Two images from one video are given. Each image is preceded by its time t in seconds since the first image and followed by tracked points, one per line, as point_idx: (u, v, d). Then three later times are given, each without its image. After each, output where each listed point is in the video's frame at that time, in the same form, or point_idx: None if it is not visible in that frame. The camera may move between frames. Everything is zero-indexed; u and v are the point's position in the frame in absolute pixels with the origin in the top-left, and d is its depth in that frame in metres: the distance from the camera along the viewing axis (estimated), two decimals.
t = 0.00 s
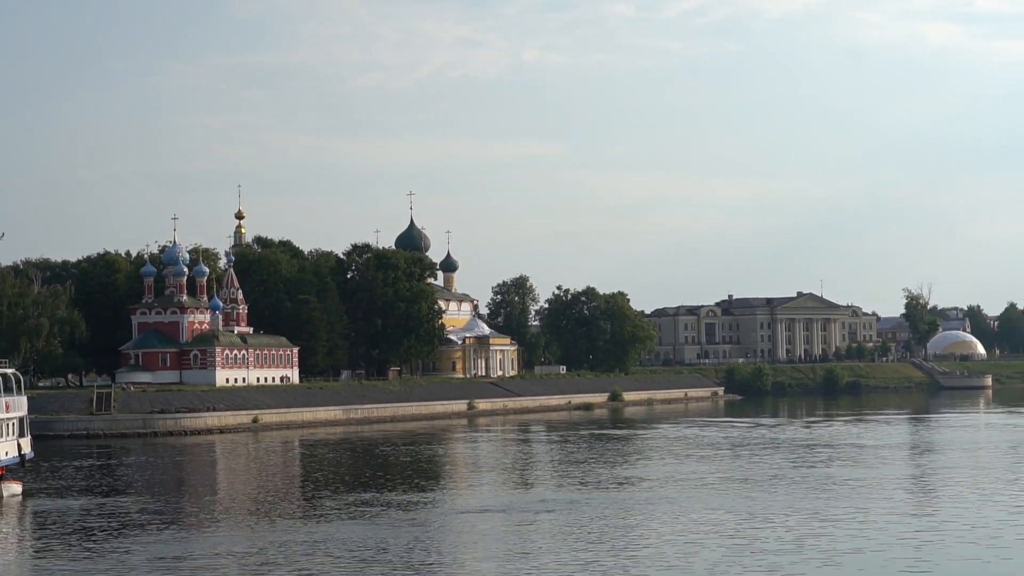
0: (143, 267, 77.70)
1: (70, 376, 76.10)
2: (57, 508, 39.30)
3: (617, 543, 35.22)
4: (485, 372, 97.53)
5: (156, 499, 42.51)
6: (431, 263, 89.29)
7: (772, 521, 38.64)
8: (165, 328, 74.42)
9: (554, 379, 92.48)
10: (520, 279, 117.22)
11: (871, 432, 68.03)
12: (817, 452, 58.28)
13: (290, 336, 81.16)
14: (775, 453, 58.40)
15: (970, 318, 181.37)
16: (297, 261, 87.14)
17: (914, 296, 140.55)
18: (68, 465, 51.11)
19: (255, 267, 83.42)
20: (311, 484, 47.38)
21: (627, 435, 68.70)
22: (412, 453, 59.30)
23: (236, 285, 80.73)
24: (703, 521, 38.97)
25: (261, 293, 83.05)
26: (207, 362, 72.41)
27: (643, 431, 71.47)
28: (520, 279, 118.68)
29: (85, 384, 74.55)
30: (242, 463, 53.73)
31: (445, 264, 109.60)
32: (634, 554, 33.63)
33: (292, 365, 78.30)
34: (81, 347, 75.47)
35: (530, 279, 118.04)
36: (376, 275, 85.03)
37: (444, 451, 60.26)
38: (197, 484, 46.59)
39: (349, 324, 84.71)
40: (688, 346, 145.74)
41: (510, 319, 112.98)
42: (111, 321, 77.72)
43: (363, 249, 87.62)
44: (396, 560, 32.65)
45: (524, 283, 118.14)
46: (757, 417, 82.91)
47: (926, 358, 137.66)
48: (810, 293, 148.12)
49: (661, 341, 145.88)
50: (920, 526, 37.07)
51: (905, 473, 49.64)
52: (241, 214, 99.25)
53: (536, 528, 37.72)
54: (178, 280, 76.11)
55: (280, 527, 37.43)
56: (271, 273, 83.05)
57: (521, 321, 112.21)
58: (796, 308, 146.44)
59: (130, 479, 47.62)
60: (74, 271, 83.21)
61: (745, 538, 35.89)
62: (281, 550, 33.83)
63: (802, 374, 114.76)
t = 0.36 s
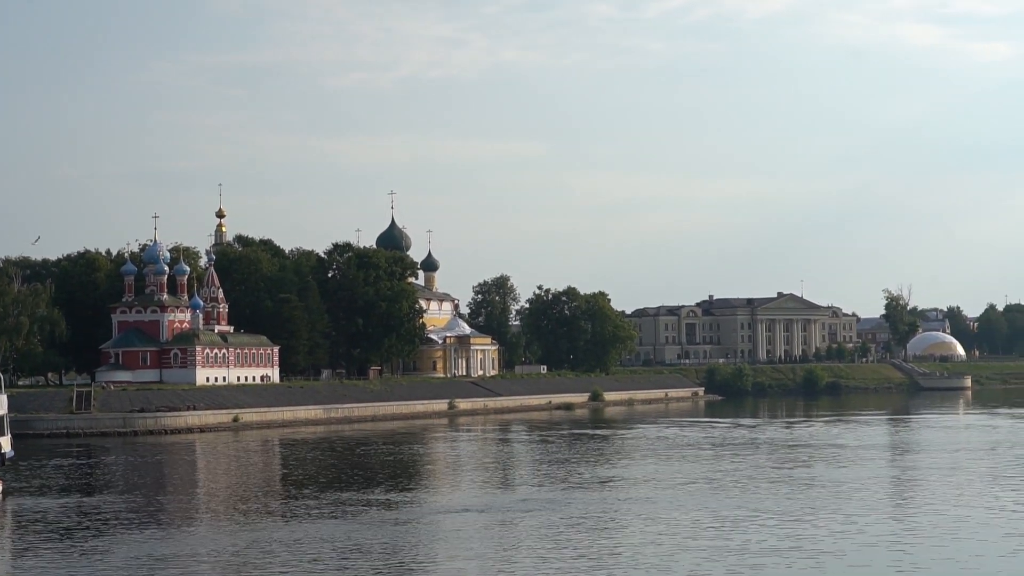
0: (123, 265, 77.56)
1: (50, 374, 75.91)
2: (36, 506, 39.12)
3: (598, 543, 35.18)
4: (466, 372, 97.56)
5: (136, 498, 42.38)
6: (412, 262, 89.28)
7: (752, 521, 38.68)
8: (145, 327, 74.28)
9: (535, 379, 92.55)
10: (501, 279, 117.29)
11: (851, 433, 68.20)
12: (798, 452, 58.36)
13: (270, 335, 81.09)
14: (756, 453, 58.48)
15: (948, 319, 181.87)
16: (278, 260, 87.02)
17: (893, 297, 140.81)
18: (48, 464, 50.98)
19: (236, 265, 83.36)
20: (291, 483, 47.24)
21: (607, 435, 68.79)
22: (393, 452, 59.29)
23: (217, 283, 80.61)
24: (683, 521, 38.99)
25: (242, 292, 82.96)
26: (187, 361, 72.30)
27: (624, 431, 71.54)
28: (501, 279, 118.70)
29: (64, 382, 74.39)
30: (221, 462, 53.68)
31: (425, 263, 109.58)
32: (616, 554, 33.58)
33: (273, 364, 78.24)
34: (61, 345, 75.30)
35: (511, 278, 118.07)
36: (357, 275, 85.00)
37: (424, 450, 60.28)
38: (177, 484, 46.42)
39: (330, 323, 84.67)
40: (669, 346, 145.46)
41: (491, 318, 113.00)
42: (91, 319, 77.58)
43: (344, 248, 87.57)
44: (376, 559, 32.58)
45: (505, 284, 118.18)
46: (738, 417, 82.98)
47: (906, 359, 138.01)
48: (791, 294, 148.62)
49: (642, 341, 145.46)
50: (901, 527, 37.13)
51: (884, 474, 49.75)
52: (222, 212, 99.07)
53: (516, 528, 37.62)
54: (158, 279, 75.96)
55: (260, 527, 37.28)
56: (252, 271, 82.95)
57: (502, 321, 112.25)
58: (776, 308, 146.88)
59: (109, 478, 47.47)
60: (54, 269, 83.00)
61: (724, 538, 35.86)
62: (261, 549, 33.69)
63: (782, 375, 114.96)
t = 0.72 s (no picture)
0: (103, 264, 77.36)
1: (30, 372, 75.69)
2: (16, 506, 38.90)
3: (580, 544, 35.06)
4: (448, 370, 97.51)
5: (117, 497, 42.17)
6: (394, 261, 89.19)
7: (734, 521, 38.62)
8: (127, 326, 74.12)
9: (517, 378, 92.51)
10: (483, 278, 117.26)
11: (832, 433, 68.22)
12: (780, 452, 58.38)
13: (252, 334, 80.95)
14: (739, 453, 58.47)
15: (929, 319, 182.13)
16: (260, 259, 86.87)
17: (875, 297, 140.96)
18: (29, 463, 50.80)
19: (217, 264, 83.21)
20: (273, 483, 47.06)
21: (588, 434, 68.76)
22: (376, 452, 59.18)
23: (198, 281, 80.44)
24: (664, 521, 38.93)
25: (224, 290, 82.82)
26: (169, 360, 72.13)
27: (606, 431, 71.48)
28: (483, 278, 118.62)
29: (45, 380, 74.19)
30: (202, 461, 53.51)
31: (408, 262, 109.49)
32: (597, 554, 33.50)
33: (254, 363, 78.09)
34: (42, 344, 75.08)
35: (493, 278, 118.01)
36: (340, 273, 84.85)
37: (405, 450, 60.16)
38: (158, 483, 46.21)
39: (312, 322, 84.53)
40: (651, 346, 145.03)
41: (473, 318, 112.93)
42: (72, 318, 77.37)
43: (326, 247, 87.45)
44: (357, 559, 32.42)
45: (487, 283, 118.13)
46: (720, 417, 83.02)
47: (887, 359, 138.20)
48: (773, 294, 148.92)
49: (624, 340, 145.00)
50: (882, 527, 37.10)
51: (866, 474, 49.77)
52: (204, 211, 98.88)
53: (498, 529, 37.48)
54: (139, 277, 75.79)
55: (242, 527, 37.10)
56: (234, 270, 82.79)
57: (484, 320, 112.20)
58: (759, 308, 147.14)
59: (90, 477, 47.25)
60: (35, 267, 82.78)
61: (705, 538, 35.80)
62: (241, 549, 33.49)
63: (764, 374, 115.03)
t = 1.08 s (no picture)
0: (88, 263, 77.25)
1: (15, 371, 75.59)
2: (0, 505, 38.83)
3: (567, 542, 35.03)
4: (433, 369, 97.51)
5: (102, 496, 42.15)
6: (379, 260, 89.16)
7: (719, 520, 38.55)
8: (111, 325, 74.05)
9: (502, 377, 92.56)
10: (467, 277, 117.29)
11: (816, 431, 68.34)
12: (767, 451, 58.46)
13: (236, 332, 80.89)
14: (724, 451, 58.52)
15: (912, 318, 182.42)
16: (244, 257, 86.78)
17: (859, 296, 141.14)
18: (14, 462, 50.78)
19: (202, 263, 83.15)
20: (258, 481, 46.99)
21: (573, 433, 68.86)
22: (360, 450, 59.14)
23: (183, 280, 80.34)
24: (651, 519, 38.93)
25: (208, 289, 82.76)
26: (154, 358, 72.06)
27: (589, 429, 71.58)
28: (468, 276, 118.67)
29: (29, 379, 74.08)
30: (187, 459, 53.48)
31: (392, 260, 109.47)
32: (583, 552, 33.47)
33: (239, 361, 78.04)
34: (26, 342, 74.98)
35: (478, 275, 118.05)
36: (324, 272, 84.83)
37: (390, 448, 60.16)
38: (143, 482, 46.13)
39: (297, 321, 84.47)
40: (635, 344, 145.06)
41: (457, 315, 112.94)
42: (56, 316, 77.24)
43: (310, 245, 87.45)
44: (342, 558, 32.36)
45: (472, 281, 118.18)
46: (704, 415, 83.09)
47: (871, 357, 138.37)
48: (758, 292, 149.20)
49: (608, 339, 145.14)
50: (868, 526, 37.12)
51: (850, 472, 49.85)
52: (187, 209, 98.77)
53: (483, 528, 37.46)
54: (124, 276, 75.67)
55: (227, 526, 37.03)
56: (218, 269, 82.77)
57: (469, 318, 112.24)
58: (742, 307, 147.43)
59: (74, 475, 47.22)
60: (19, 266, 82.65)
61: (692, 537, 35.78)
62: (225, 549, 33.41)
63: (748, 373, 115.17)
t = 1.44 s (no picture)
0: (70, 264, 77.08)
1: None
2: None
3: (550, 544, 35.02)
4: (416, 371, 97.43)
5: (86, 498, 42.14)
6: (362, 261, 89.04)
7: (702, 521, 38.59)
8: (94, 326, 73.88)
9: (486, 378, 92.52)
10: (450, 278, 117.27)
11: (800, 433, 68.38)
12: (751, 453, 58.46)
13: (219, 334, 80.75)
14: (708, 453, 58.52)
15: (895, 320, 182.70)
16: (226, 259, 86.66)
17: (841, 297, 141.28)
18: None
19: (184, 265, 83.02)
20: (242, 483, 46.98)
21: (556, 434, 68.91)
22: (344, 452, 59.18)
23: (166, 282, 80.17)
24: (635, 520, 38.93)
25: (191, 291, 82.63)
26: (136, 360, 71.90)
27: (573, 430, 71.59)
28: (450, 278, 118.64)
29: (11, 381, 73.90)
30: (170, 461, 53.44)
31: (375, 262, 109.36)
32: (566, 554, 33.44)
33: (222, 363, 77.90)
34: (8, 344, 74.78)
35: (461, 277, 118.01)
36: (307, 273, 84.78)
37: (374, 450, 60.20)
38: (126, 484, 46.09)
39: (280, 322, 84.35)
40: (618, 346, 145.02)
41: (440, 317, 112.92)
42: (38, 318, 77.06)
43: (293, 247, 87.36)
44: (325, 560, 32.34)
45: (455, 283, 118.11)
46: (687, 417, 83.14)
47: (853, 358, 138.60)
48: (741, 293, 149.35)
49: (591, 340, 145.16)
50: (852, 527, 37.12)
51: (833, 474, 49.86)
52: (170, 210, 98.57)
53: (465, 529, 37.46)
54: (106, 277, 75.49)
55: (209, 527, 37.03)
56: (201, 270, 82.65)
57: (452, 320, 112.21)
58: (725, 309, 147.54)
59: (58, 477, 47.18)
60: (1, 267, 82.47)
61: (676, 538, 35.78)
62: (208, 550, 33.38)
63: (731, 375, 115.28)
